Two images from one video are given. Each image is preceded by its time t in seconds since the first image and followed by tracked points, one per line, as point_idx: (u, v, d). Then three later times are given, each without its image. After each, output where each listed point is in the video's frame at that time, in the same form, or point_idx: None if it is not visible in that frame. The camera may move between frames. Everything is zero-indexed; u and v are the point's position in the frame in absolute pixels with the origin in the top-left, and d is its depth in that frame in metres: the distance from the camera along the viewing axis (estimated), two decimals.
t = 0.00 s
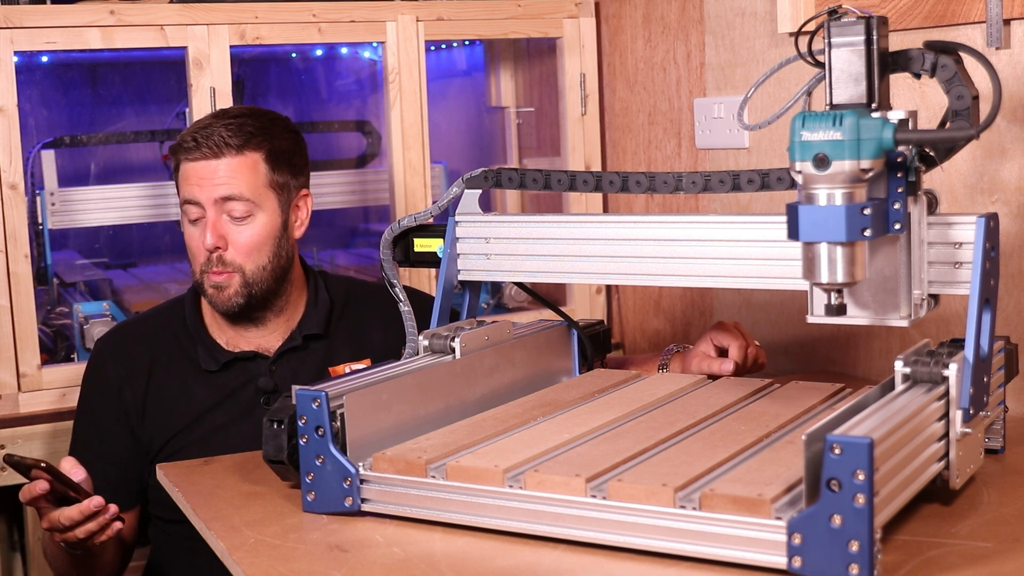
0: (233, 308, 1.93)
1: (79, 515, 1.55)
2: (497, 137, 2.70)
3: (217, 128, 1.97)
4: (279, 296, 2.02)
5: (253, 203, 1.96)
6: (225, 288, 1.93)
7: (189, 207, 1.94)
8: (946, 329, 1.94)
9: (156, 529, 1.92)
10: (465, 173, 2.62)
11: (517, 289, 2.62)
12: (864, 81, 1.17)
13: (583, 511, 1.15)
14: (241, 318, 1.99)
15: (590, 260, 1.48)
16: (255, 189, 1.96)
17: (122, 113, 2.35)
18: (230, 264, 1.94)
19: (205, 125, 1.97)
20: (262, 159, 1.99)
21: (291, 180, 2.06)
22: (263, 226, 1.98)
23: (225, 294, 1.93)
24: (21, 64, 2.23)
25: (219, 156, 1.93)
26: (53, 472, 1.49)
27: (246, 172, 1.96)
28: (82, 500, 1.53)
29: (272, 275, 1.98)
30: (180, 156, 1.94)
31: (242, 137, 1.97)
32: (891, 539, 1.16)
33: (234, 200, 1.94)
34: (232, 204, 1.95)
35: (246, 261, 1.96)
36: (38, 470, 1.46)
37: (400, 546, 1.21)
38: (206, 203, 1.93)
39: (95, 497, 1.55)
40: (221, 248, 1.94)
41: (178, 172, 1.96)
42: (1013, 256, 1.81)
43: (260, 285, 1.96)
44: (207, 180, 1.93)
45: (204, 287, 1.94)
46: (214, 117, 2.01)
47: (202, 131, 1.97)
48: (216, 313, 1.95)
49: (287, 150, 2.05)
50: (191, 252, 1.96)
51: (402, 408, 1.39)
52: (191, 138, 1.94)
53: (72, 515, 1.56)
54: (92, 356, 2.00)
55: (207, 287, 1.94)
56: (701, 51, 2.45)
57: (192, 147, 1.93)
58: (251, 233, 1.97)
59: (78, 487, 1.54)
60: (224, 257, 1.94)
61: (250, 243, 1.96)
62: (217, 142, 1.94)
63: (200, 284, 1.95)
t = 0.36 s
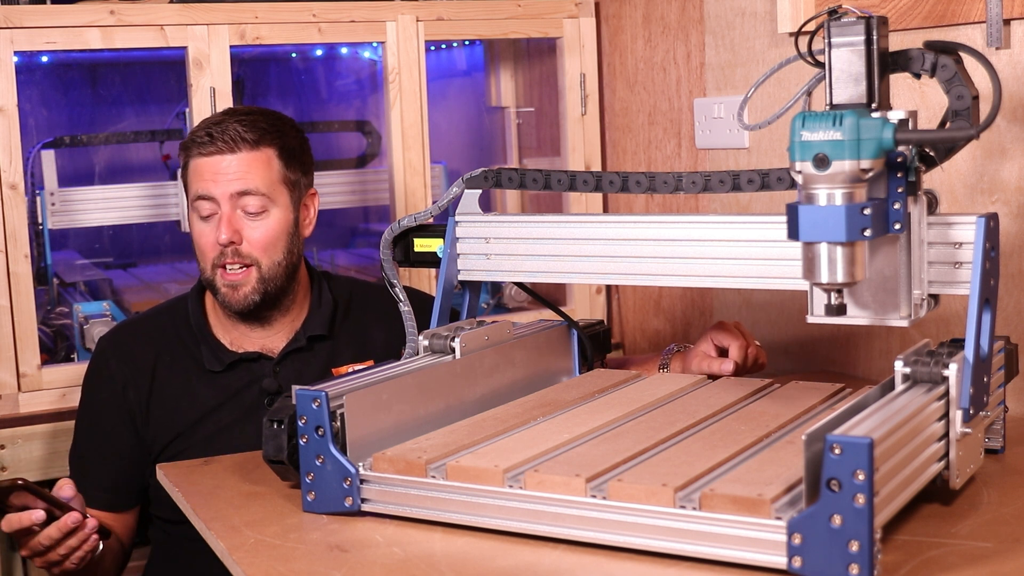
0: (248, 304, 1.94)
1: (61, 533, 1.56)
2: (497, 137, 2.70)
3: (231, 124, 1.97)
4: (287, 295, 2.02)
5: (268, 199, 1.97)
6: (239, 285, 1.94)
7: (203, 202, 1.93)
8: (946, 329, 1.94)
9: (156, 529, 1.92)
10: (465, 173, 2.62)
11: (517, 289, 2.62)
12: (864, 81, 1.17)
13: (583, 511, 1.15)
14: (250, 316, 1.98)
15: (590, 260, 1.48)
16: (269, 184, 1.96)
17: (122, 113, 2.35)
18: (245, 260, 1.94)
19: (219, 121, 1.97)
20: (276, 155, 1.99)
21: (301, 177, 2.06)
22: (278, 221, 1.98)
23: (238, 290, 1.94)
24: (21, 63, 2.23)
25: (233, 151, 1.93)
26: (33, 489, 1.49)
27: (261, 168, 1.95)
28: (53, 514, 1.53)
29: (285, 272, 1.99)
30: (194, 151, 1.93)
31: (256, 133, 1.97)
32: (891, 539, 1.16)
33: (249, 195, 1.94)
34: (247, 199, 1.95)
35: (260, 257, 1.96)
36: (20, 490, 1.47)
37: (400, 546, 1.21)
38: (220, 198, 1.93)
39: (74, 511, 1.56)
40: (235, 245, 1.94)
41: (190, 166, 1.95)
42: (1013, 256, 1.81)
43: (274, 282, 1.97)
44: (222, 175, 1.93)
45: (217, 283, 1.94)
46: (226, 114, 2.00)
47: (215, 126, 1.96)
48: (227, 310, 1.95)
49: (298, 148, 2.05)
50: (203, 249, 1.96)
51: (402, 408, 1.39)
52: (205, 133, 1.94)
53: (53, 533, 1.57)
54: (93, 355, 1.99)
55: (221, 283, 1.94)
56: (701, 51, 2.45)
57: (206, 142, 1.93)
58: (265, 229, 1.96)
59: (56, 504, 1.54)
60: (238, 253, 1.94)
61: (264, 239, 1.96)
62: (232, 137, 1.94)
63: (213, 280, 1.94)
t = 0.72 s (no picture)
0: (286, 294, 1.95)
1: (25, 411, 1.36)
2: (497, 137, 2.69)
3: (273, 116, 1.99)
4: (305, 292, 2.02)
5: (309, 193, 1.99)
6: (279, 275, 1.94)
7: (247, 191, 1.94)
8: (946, 328, 1.94)
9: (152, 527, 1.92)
10: (465, 173, 2.62)
11: (517, 289, 2.62)
12: (864, 81, 1.17)
13: (583, 511, 1.15)
14: (277, 309, 1.98)
15: (591, 260, 1.48)
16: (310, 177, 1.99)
17: (122, 113, 2.35)
18: (286, 250, 1.96)
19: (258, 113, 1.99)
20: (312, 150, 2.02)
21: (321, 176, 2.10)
22: (317, 216, 2.01)
23: (278, 281, 1.94)
24: (21, 63, 2.23)
25: (280, 142, 1.95)
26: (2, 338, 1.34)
27: (304, 160, 1.98)
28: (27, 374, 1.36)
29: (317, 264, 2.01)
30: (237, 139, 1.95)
31: (298, 128, 1.99)
32: (891, 539, 1.16)
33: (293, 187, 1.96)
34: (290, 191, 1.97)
35: (299, 250, 1.98)
36: None
37: (400, 546, 1.21)
38: (265, 187, 1.94)
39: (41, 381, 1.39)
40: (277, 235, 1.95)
41: (229, 155, 1.95)
42: (1013, 256, 1.81)
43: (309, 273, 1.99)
44: (269, 165, 1.94)
45: (255, 274, 1.93)
46: (262, 108, 2.02)
47: (258, 118, 1.98)
48: (261, 301, 1.94)
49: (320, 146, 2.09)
50: (240, 239, 1.95)
51: (402, 409, 1.39)
52: (250, 124, 1.96)
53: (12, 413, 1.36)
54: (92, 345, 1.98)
55: (260, 273, 1.93)
56: (701, 51, 2.45)
57: (251, 132, 1.95)
58: (306, 222, 1.98)
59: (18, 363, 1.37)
60: (281, 243, 1.95)
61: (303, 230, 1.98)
62: (279, 129, 1.96)
63: (251, 270, 1.94)
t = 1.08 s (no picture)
0: (294, 299, 1.95)
1: (83, 295, 1.30)
2: (497, 137, 2.68)
3: (293, 120, 1.99)
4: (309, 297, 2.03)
5: (323, 200, 2.00)
6: (287, 279, 1.95)
7: (262, 193, 1.94)
8: (946, 329, 1.94)
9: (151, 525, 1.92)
10: (465, 173, 2.61)
11: (517, 289, 2.62)
12: (861, 81, 1.17)
13: (583, 511, 1.15)
14: (280, 312, 1.99)
15: (591, 260, 1.48)
16: (324, 185, 2.00)
17: (122, 113, 2.34)
18: (297, 255, 1.96)
19: (278, 117, 1.99)
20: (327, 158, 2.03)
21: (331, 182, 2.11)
22: (328, 222, 2.01)
23: (287, 284, 1.94)
24: (21, 63, 2.23)
25: (299, 146, 1.95)
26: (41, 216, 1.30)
27: (319, 167, 1.98)
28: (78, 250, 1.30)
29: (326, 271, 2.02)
30: (255, 141, 1.95)
31: (316, 134, 2.00)
32: (891, 539, 1.16)
33: (309, 193, 1.97)
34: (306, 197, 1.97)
35: (310, 255, 1.98)
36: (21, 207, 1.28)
37: (400, 546, 1.21)
38: (281, 192, 1.94)
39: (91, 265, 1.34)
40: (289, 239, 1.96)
41: (247, 156, 1.95)
42: (1013, 256, 1.81)
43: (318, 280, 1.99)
44: (287, 169, 1.94)
45: (265, 276, 1.93)
46: (281, 110, 2.02)
47: (278, 120, 1.98)
48: (269, 303, 1.95)
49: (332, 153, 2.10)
50: (252, 240, 1.95)
51: (402, 408, 1.39)
52: (270, 126, 1.96)
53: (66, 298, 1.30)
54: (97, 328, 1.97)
55: (269, 275, 1.94)
56: (701, 51, 2.45)
57: (271, 134, 1.95)
58: (318, 228, 1.98)
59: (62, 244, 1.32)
60: (293, 248, 1.96)
61: (315, 237, 1.99)
62: (299, 133, 1.96)
63: (261, 271, 1.94)
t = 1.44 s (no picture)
0: (298, 298, 1.95)
1: (145, 340, 1.36)
2: (497, 137, 2.69)
3: (296, 121, 2.00)
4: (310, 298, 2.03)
5: (326, 201, 2.00)
6: (291, 278, 1.95)
7: (266, 193, 1.95)
8: (946, 328, 1.94)
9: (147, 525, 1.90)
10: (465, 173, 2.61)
11: (517, 289, 2.62)
12: (830, 82, 1.17)
13: (583, 512, 1.15)
14: (283, 312, 1.99)
15: (591, 260, 1.48)
16: (328, 185, 2.00)
17: (122, 113, 2.35)
18: (300, 255, 1.96)
19: (282, 117, 2.00)
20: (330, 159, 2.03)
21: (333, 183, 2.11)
22: (331, 223, 2.01)
23: (291, 283, 1.94)
24: (21, 63, 2.23)
25: (302, 147, 1.96)
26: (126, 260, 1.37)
27: (322, 167, 1.99)
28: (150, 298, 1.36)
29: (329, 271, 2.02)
30: (258, 141, 1.95)
31: (319, 135, 2.00)
32: (891, 539, 1.16)
33: (312, 193, 1.97)
34: (309, 197, 1.97)
35: (314, 255, 1.98)
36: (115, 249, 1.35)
37: (400, 546, 1.21)
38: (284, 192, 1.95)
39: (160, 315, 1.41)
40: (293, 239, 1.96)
41: (250, 156, 1.95)
42: (1013, 256, 1.81)
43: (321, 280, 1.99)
44: (290, 169, 1.95)
45: (268, 275, 1.93)
46: (283, 111, 2.02)
47: (280, 121, 1.98)
48: (271, 303, 1.94)
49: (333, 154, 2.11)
50: (254, 240, 1.96)
51: (402, 408, 1.39)
52: (273, 126, 1.96)
53: (132, 340, 1.36)
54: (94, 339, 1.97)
55: (272, 274, 1.94)
56: (701, 51, 2.45)
57: (274, 134, 1.95)
58: (321, 229, 1.99)
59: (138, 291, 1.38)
60: (297, 248, 1.96)
61: (319, 237, 1.99)
62: (302, 134, 1.97)
63: (264, 271, 1.94)
